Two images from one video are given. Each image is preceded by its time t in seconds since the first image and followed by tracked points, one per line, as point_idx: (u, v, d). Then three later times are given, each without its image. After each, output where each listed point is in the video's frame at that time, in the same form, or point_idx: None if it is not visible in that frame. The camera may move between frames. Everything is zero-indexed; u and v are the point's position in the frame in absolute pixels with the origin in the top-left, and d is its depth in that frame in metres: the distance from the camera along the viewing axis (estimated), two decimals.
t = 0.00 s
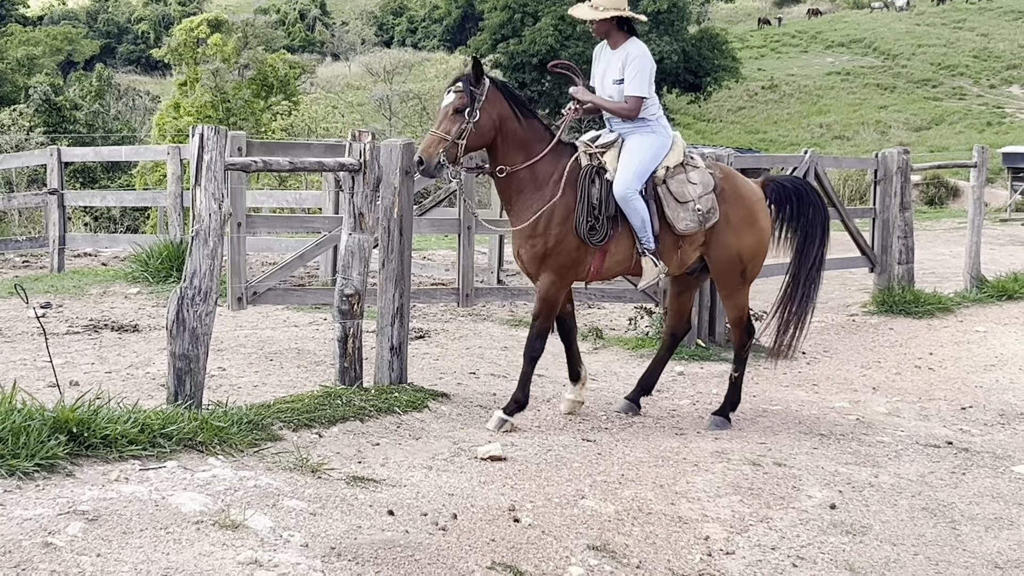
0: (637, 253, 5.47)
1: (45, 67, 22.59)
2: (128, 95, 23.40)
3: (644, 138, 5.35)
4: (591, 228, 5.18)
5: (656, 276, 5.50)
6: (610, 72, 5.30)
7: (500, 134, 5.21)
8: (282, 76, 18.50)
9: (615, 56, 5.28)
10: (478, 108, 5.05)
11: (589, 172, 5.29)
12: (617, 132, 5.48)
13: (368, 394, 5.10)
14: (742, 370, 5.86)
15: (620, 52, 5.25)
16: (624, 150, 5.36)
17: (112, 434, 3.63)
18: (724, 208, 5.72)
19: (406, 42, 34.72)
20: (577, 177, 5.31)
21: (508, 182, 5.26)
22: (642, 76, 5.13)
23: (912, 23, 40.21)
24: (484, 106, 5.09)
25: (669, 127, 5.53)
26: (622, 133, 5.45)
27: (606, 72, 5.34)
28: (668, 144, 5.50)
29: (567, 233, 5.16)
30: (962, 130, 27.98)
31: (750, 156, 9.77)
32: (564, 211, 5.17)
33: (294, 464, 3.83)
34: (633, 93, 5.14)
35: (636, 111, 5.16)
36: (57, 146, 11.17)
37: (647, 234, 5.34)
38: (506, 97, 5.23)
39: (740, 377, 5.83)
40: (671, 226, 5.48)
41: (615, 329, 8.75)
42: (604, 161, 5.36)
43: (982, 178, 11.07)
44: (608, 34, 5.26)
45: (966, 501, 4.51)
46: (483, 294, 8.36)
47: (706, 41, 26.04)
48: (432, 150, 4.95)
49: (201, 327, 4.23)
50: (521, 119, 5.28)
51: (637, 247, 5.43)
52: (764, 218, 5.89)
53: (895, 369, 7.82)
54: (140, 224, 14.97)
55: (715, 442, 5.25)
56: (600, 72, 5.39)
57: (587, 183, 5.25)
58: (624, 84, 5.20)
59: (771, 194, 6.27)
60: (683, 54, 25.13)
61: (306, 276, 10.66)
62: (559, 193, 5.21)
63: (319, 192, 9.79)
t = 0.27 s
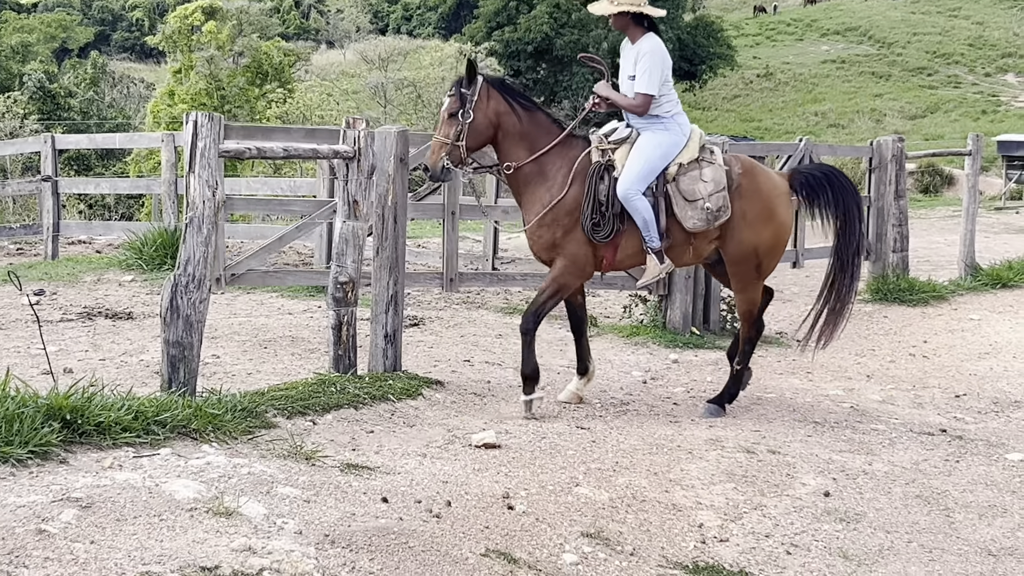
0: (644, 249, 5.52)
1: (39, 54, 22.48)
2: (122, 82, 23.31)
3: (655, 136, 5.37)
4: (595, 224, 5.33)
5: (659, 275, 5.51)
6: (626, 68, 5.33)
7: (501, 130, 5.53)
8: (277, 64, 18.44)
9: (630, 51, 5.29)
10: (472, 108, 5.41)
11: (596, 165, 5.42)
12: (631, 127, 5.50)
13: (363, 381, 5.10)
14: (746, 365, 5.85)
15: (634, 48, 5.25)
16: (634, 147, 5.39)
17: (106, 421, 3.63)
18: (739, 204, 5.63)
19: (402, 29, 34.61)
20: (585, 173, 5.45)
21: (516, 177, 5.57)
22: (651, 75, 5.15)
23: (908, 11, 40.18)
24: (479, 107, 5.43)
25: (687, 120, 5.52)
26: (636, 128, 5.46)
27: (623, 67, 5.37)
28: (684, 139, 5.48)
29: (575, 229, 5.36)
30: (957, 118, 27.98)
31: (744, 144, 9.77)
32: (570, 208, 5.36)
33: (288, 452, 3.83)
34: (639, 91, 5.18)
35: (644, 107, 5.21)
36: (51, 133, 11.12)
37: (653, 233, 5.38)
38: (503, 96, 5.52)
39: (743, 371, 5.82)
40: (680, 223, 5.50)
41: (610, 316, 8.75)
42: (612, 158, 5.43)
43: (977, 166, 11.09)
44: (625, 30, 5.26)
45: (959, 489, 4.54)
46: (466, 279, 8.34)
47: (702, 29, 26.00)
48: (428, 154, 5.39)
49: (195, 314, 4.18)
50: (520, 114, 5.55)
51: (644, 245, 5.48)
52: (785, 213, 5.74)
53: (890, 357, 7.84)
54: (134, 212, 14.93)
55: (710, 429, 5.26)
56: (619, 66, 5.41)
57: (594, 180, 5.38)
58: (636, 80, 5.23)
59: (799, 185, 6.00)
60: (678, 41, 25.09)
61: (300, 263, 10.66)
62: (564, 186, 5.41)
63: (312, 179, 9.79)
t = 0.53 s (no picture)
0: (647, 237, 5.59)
1: (32, 43, 22.39)
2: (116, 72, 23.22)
3: (657, 124, 5.38)
4: (597, 212, 5.43)
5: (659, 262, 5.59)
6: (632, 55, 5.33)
7: (505, 115, 5.83)
8: (270, 53, 18.37)
9: (636, 38, 5.29)
10: (475, 92, 5.79)
11: (599, 153, 5.52)
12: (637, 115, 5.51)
13: (355, 371, 5.12)
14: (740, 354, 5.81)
15: (640, 35, 5.25)
16: (636, 135, 5.42)
17: (97, 411, 3.62)
18: (744, 192, 5.54)
19: (396, 20, 34.50)
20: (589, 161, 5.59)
21: (521, 162, 5.83)
22: (654, 63, 5.17)
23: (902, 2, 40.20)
24: (482, 92, 5.79)
25: (693, 107, 5.52)
26: (641, 115, 5.47)
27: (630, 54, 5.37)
28: (687, 129, 5.47)
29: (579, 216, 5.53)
30: (951, 108, 28.01)
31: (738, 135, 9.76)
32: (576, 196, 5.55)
33: (280, 441, 3.84)
34: (645, 78, 5.19)
35: (649, 95, 5.22)
36: (43, 123, 11.06)
37: (649, 222, 5.42)
38: (506, 83, 5.81)
39: (736, 360, 5.80)
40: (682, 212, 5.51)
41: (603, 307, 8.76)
42: (615, 147, 5.49)
43: (970, 156, 11.09)
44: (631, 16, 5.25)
45: (951, 479, 4.57)
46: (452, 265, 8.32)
47: (696, 19, 25.97)
48: (437, 139, 5.81)
49: (186, 303, 4.17)
50: (522, 100, 5.81)
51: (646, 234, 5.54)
52: (794, 201, 5.59)
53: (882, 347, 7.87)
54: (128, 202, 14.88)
55: (703, 419, 5.28)
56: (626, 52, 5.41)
57: (597, 168, 5.48)
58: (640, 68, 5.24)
59: (809, 172, 5.85)
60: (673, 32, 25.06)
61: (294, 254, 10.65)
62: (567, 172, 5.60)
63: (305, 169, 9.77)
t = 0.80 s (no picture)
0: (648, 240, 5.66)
1: (24, 37, 22.29)
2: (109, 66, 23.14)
3: (652, 130, 5.42)
4: (596, 217, 5.54)
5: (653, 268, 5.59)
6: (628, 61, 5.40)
7: (506, 124, 6.06)
8: (264, 48, 18.32)
9: (632, 44, 5.35)
10: (477, 103, 6.10)
11: (596, 159, 5.61)
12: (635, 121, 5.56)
13: (346, 366, 5.12)
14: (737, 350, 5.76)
15: (634, 41, 5.32)
16: (632, 141, 5.48)
17: (86, 406, 3.62)
18: (745, 190, 5.49)
19: (391, 14, 34.45)
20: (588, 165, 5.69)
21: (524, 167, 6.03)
22: (647, 69, 5.22)
23: None
24: (483, 103, 6.08)
25: (688, 111, 5.53)
26: (638, 121, 5.53)
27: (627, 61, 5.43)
28: (682, 133, 5.49)
29: (575, 220, 5.66)
30: (945, 105, 28.08)
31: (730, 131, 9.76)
32: (573, 200, 5.67)
33: (270, 438, 3.83)
34: (641, 87, 5.23)
35: (642, 104, 5.26)
36: (35, 117, 11.02)
37: (646, 227, 5.47)
38: (507, 93, 6.03)
39: (730, 356, 5.77)
40: (681, 215, 5.54)
41: (595, 303, 8.77)
42: (611, 153, 5.58)
43: (963, 152, 11.12)
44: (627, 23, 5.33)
45: (942, 476, 4.59)
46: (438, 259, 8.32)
47: (690, 15, 25.99)
48: (449, 153, 6.21)
49: (176, 300, 4.16)
50: (521, 107, 6.00)
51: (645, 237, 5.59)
52: (798, 196, 5.51)
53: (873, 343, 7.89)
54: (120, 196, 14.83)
55: (694, 416, 5.29)
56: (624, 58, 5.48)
57: (594, 173, 5.56)
58: (636, 75, 5.29)
59: (814, 165, 5.75)
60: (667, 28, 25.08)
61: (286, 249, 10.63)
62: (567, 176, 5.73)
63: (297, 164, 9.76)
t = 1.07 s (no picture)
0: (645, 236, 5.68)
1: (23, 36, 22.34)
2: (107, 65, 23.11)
3: (647, 129, 5.46)
4: (594, 214, 5.57)
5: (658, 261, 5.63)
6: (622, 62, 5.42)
7: (499, 130, 6.19)
8: (262, 48, 18.30)
9: (625, 46, 5.38)
10: (470, 112, 6.25)
11: (590, 156, 5.64)
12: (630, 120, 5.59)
13: (340, 367, 5.11)
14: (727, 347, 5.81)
15: (627, 43, 5.35)
16: (627, 140, 5.51)
17: (79, 406, 3.61)
18: (737, 188, 5.49)
19: (390, 15, 34.44)
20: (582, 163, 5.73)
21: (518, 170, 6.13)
22: (641, 70, 5.25)
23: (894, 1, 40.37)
24: (476, 111, 6.23)
25: (681, 108, 5.54)
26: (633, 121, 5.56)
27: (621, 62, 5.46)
28: (676, 131, 5.51)
29: (572, 217, 5.69)
30: (943, 107, 28.13)
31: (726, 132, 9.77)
32: (569, 198, 5.70)
33: (264, 437, 3.83)
34: (638, 89, 5.27)
35: (638, 105, 5.31)
36: (31, 116, 10.99)
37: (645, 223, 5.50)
38: (496, 101, 6.17)
39: (723, 352, 5.82)
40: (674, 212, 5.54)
41: (592, 304, 8.77)
42: (606, 151, 5.61)
43: (960, 154, 11.14)
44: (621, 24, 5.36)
45: (937, 478, 4.59)
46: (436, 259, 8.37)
47: (688, 16, 26.03)
48: (450, 163, 6.38)
49: (170, 299, 4.14)
50: (510, 113, 6.12)
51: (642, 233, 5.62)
52: (790, 195, 5.49)
53: (869, 345, 7.91)
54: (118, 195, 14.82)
55: (689, 417, 5.29)
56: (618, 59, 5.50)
57: (590, 170, 5.59)
58: (631, 77, 5.32)
59: (808, 168, 5.73)
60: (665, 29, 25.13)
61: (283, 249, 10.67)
62: (562, 174, 5.78)
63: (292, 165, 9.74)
